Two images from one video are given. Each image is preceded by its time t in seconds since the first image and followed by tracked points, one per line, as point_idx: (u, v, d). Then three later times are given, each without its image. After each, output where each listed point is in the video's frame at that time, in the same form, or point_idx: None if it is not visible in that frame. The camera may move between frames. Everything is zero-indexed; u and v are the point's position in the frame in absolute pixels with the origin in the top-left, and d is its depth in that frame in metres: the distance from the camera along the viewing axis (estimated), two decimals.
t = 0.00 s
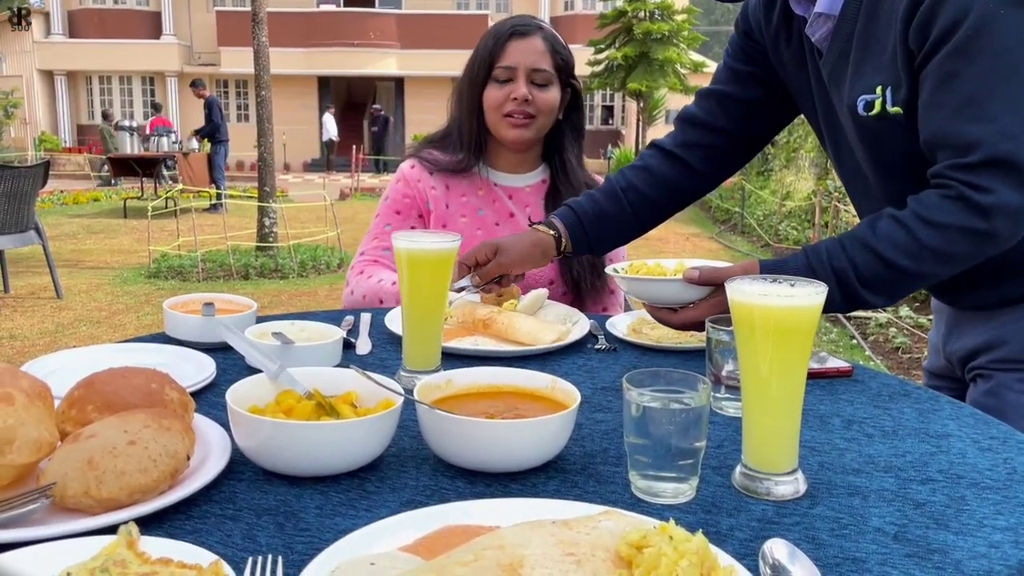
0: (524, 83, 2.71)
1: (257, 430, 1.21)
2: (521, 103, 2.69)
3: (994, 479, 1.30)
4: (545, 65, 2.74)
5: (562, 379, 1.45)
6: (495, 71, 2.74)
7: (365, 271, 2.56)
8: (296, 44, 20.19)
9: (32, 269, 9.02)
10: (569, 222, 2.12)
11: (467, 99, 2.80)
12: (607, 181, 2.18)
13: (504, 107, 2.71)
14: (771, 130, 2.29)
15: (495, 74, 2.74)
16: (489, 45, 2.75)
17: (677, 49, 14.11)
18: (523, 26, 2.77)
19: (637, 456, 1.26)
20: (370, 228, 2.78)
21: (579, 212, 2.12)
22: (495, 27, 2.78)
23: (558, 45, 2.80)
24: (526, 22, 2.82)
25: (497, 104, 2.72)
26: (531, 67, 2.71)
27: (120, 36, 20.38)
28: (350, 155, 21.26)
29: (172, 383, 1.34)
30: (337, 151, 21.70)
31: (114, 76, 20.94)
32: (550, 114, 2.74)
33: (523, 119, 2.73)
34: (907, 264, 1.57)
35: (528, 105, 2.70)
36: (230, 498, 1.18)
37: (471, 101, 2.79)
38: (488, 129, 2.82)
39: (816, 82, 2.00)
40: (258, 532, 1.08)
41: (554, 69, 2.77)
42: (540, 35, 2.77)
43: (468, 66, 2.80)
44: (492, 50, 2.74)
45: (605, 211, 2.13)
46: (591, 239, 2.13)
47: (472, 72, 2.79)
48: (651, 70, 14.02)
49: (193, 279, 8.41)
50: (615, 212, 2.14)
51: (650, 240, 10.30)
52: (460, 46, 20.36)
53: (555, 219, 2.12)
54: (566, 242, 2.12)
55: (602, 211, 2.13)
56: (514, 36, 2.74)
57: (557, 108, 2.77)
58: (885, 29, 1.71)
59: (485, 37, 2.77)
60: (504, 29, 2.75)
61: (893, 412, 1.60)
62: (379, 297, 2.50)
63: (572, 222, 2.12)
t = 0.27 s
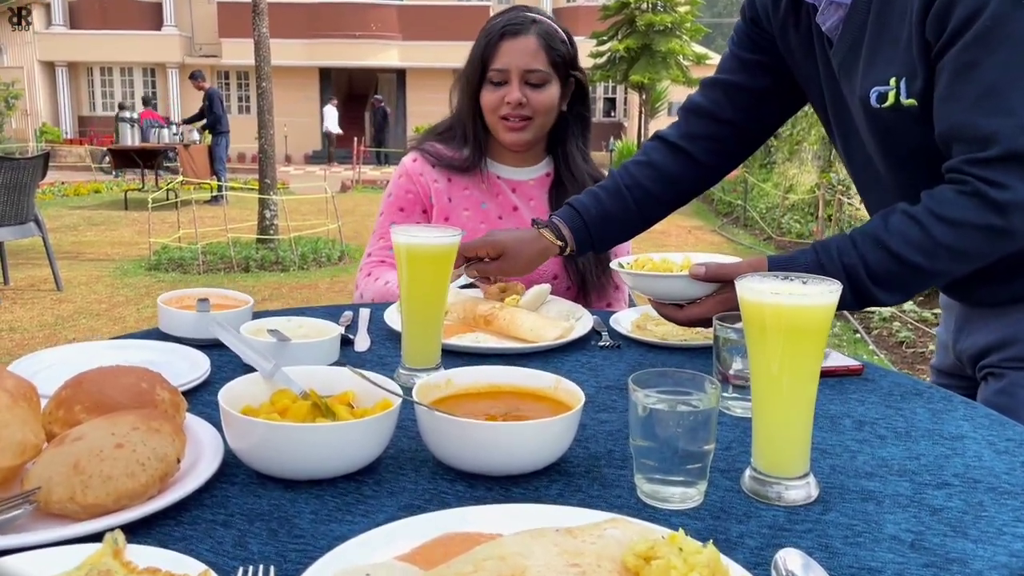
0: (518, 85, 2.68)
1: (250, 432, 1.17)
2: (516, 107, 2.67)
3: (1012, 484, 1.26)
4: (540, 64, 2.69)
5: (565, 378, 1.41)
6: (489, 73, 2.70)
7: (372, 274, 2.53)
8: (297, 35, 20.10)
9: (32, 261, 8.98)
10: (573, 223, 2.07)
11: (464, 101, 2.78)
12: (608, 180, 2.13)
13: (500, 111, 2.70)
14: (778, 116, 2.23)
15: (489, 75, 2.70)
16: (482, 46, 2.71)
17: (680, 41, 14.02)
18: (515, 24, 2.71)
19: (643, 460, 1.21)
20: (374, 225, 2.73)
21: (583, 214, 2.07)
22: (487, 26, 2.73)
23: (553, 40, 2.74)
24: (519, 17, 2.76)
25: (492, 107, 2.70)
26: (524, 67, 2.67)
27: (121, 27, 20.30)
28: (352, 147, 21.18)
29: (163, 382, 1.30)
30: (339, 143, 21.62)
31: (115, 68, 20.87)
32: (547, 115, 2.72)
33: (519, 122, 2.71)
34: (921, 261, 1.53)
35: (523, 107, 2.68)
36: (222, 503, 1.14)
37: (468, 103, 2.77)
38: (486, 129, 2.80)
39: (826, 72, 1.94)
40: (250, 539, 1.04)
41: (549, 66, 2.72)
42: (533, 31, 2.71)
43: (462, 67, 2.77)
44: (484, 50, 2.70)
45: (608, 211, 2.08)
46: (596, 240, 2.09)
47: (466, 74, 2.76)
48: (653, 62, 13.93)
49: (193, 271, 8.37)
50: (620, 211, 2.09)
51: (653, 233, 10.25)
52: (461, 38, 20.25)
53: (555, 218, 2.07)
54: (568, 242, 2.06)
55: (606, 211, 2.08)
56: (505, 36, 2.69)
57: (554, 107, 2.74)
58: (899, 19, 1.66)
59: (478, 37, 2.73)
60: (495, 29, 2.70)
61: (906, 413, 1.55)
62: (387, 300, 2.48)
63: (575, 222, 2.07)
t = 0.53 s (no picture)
0: (519, 78, 2.56)
1: (224, 459, 1.06)
2: (517, 101, 2.56)
3: None
4: (542, 55, 2.57)
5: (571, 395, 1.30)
6: (489, 65, 2.58)
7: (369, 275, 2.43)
8: (298, 26, 19.92)
9: (28, 254, 8.87)
10: (581, 228, 1.96)
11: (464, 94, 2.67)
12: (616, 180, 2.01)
13: (500, 105, 2.58)
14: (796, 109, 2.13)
15: (490, 68, 2.59)
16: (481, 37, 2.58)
17: (683, 31, 13.85)
18: (516, 13, 2.58)
19: (657, 488, 1.11)
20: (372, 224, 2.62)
21: (593, 219, 1.96)
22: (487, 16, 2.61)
23: (556, 30, 2.61)
24: (520, 5, 2.62)
25: (492, 102, 2.59)
26: (525, 60, 2.55)
27: (120, 18, 20.12)
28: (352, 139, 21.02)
29: (132, 401, 1.19)
30: (340, 134, 21.47)
31: (115, 59, 20.70)
32: (550, 109, 2.60)
33: (521, 117, 2.60)
34: (953, 268, 1.42)
35: (524, 102, 2.56)
36: (193, 537, 1.04)
37: (468, 97, 2.66)
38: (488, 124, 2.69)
39: (850, 61, 1.83)
40: None
41: (552, 58, 2.60)
42: (535, 21, 2.58)
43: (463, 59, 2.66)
44: (484, 42, 2.58)
45: (619, 212, 1.97)
46: (606, 244, 1.98)
47: (466, 66, 2.64)
48: (656, 53, 13.77)
49: (191, 265, 8.24)
50: (630, 215, 1.98)
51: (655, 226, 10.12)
52: (463, 29, 20.06)
53: (561, 224, 1.98)
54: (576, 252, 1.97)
55: (617, 213, 1.97)
56: (505, 26, 2.56)
57: (558, 101, 2.62)
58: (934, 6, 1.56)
59: (478, 27, 2.61)
60: (495, 18, 2.57)
61: (936, 429, 1.45)
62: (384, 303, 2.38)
63: (583, 227, 1.96)
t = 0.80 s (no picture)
0: (523, 72, 2.45)
1: (192, 494, 0.97)
2: (522, 95, 2.45)
3: None
4: (547, 47, 2.47)
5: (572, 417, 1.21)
6: (492, 58, 2.48)
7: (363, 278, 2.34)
8: (297, 17, 19.75)
9: (24, 248, 8.76)
10: (586, 223, 1.88)
11: (466, 89, 2.57)
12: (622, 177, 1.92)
13: (504, 99, 2.47)
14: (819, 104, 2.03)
15: (493, 61, 2.48)
16: (484, 29, 2.48)
17: (685, 22, 13.70)
18: (520, 4, 2.48)
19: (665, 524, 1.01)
20: (368, 225, 2.52)
21: (597, 215, 1.87)
22: (490, 7, 2.50)
23: (561, 21, 2.52)
24: None
25: (495, 96, 2.48)
26: (530, 52, 2.45)
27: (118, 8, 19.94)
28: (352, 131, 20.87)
29: (97, 426, 1.10)
30: (340, 126, 21.31)
31: (114, 50, 20.55)
32: (555, 104, 2.50)
33: (525, 112, 2.49)
34: (970, 278, 1.32)
35: (529, 96, 2.45)
36: None
37: (470, 91, 2.55)
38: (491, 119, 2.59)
39: (872, 52, 1.75)
40: None
41: (557, 51, 2.50)
42: (540, 12, 2.48)
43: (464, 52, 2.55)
44: (487, 34, 2.47)
45: (626, 210, 1.88)
46: (614, 243, 1.89)
47: (468, 59, 2.54)
48: (658, 44, 13.63)
49: (188, 259, 8.11)
50: (638, 211, 1.88)
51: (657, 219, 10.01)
52: (463, 20, 19.88)
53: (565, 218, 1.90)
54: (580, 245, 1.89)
55: (624, 210, 1.88)
56: (509, 17, 2.46)
57: (563, 96, 2.51)
58: None
59: (480, 19, 2.50)
60: (498, 9, 2.47)
61: (961, 451, 1.35)
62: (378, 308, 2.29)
63: (587, 221, 1.88)
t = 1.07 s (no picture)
0: (536, 65, 2.35)
1: (163, 553, 0.89)
2: (535, 88, 2.34)
3: None
4: (561, 42, 2.38)
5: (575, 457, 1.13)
6: (502, 52, 2.37)
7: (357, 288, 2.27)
8: (296, 11, 19.65)
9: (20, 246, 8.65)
10: (670, 174, 1.88)
11: (471, 86, 2.44)
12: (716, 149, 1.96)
13: (515, 93, 2.35)
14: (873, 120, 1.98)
15: (502, 54, 2.37)
16: (493, 22, 2.37)
17: (685, 16, 13.58)
18: None
19: None
20: (362, 238, 2.44)
21: (683, 165, 1.88)
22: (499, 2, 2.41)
23: (571, 19, 2.45)
24: None
25: (506, 90, 2.35)
26: (544, 45, 2.35)
27: (116, 3, 19.79)
28: (351, 125, 20.73)
29: (66, 474, 1.03)
30: (339, 120, 21.14)
31: (112, 44, 20.38)
32: (568, 99, 2.39)
33: (537, 107, 2.38)
34: (962, 307, 1.23)
35: (543, 90, 2.34)
36: None
37: (476, 87, 2.42)
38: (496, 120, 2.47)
39: (898, 53, 1.66)
40: None
41: (569, 47, 2.41)
42: (550, 8, 2.41)
43: (470, 47, 2.44)
44: (496, 27, 2.37)
45: (715, 170, 1.88)
46: (694, 196, 1.86)
47: (475, 54, 2.42)
48: (658, 38, 13.51)
49: (186, 257, 7.94)
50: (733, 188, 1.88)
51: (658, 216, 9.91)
52: (462, 14, 19.75)
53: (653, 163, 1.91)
54: (660, 189, 1.88)
55: (710, 169, 1.88)
56: (519, 10, 2.37)
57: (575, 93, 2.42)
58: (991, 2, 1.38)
59: (487, 13, 2.40)
60: (509, 3, 2.38)
61: (986, 488, 1.27)
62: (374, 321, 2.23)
63: (672, 173, 1.88)
